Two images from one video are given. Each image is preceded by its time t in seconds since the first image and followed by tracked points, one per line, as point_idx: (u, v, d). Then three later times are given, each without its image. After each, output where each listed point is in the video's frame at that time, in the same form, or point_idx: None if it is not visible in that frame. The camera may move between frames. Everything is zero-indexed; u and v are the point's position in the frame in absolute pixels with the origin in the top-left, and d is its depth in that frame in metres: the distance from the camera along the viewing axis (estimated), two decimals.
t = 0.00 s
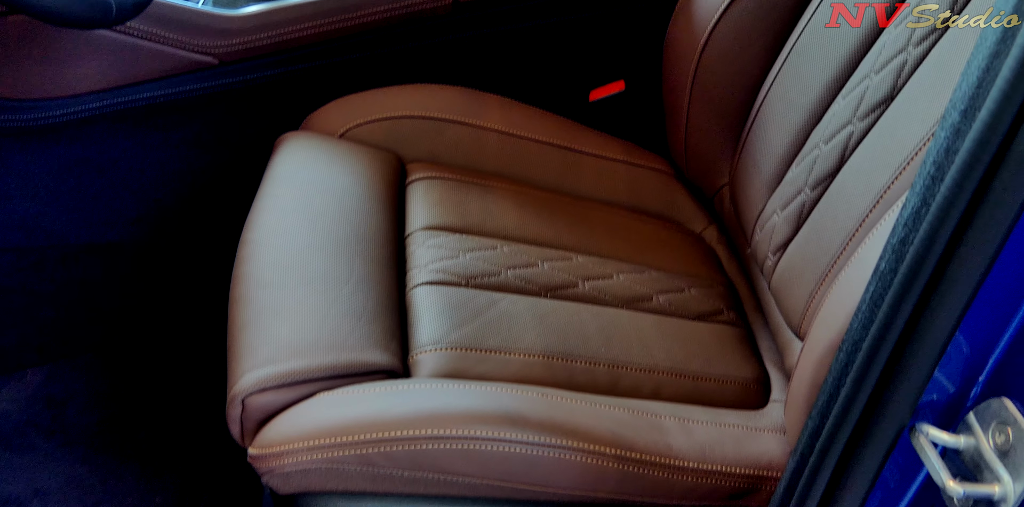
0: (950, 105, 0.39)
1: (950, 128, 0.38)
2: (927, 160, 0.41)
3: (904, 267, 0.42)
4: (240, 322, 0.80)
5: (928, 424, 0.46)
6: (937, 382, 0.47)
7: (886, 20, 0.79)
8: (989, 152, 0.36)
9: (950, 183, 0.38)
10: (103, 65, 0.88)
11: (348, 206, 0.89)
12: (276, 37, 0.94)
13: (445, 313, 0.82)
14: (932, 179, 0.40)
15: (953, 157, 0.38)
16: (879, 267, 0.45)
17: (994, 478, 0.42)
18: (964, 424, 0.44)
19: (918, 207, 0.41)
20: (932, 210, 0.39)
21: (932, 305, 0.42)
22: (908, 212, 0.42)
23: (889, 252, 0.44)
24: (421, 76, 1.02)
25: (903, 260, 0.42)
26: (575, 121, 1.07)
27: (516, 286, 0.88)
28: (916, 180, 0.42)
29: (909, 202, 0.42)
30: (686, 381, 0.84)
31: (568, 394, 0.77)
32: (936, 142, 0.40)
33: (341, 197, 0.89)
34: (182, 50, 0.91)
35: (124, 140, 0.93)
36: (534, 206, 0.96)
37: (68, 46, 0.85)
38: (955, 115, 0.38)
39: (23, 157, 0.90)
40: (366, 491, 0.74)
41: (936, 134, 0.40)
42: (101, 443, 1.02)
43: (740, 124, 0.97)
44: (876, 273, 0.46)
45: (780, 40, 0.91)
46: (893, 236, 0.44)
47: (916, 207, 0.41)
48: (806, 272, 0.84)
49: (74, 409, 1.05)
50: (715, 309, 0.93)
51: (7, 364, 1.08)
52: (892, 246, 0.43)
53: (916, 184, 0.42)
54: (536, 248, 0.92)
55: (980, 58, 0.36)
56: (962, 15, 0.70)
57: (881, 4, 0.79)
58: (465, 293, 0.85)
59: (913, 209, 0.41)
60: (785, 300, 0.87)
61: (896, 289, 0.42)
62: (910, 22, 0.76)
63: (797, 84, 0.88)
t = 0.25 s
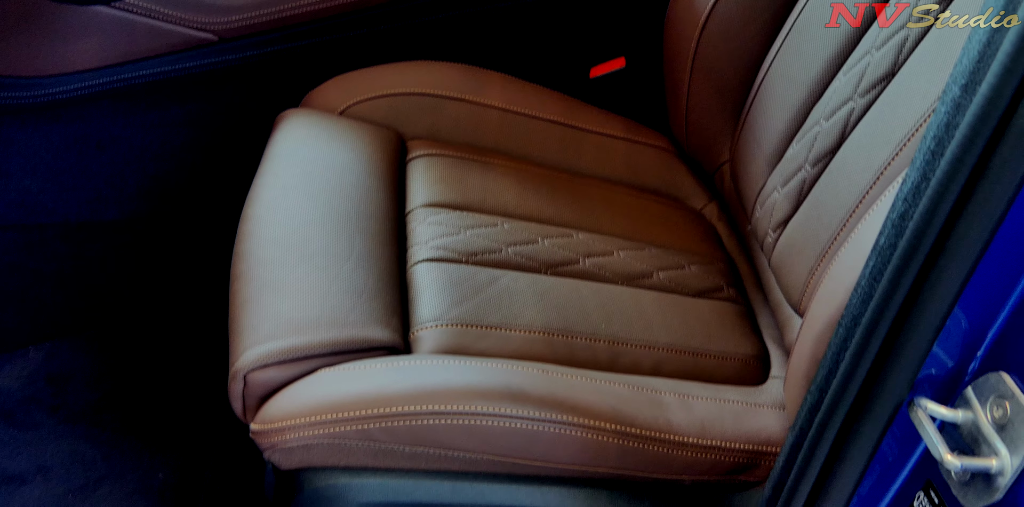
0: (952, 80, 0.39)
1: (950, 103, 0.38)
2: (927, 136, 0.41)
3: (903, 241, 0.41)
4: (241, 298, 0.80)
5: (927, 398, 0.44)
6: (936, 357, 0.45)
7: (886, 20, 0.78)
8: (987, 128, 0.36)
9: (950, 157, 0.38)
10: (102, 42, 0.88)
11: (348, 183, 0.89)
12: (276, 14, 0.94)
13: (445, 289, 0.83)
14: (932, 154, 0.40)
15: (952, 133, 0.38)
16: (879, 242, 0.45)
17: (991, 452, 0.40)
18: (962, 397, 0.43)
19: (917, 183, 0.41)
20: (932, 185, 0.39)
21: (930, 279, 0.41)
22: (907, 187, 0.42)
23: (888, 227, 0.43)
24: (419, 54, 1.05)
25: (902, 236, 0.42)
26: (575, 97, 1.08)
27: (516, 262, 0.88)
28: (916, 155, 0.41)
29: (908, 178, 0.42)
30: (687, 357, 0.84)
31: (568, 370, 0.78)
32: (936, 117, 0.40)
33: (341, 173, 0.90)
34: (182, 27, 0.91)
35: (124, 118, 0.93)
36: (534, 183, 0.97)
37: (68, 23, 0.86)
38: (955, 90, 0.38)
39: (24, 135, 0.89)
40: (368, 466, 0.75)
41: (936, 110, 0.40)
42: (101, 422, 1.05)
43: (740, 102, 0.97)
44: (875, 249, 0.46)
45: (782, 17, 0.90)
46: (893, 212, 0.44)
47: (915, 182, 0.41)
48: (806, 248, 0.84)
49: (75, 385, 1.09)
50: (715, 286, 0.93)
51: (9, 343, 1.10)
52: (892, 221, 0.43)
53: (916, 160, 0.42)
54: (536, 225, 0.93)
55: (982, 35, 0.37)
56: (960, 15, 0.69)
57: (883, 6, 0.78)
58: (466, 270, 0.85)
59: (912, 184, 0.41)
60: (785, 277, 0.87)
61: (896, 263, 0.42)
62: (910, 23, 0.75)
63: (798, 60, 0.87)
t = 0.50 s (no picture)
0: (954, 60, 0.37)
1: (952, 85, 0.36)
2: (929, 117, 0.39)
3: (904, 225, 0.39)
4: (242, 282, 0.80)
5: (926, 381, 0.44)
6: (936, 341, 0.45)
7: (885, 19, 0.77)
8: (988, 111, 0.34)
9: (952, 140, 0.35)
10: (102, 27, 0.88)
11: (348, 167, 0.89)
12: None
13: (447, 274, 0.83)
14: (933, 137, 0.38)
15: (954, 116, 0.36)
16: (879, 225, 0.42)
17: (991, 435, 0.40)
18: (962, 381, 0.42)
19: (918, 165, 0.39)
20: (934, 168, 0.37)
21: (930, 263, 0.39)
22: (908, 170, 0.40)
23: (889, 211, 0.41)
24: (419, 38, 1.05)
25: (903, 220, 0.39)
26: (576, 82, 1.08)
27: (517, 247, 0.88)
28: (918, 138, 0.39)
29: (909, 160, 0.40)
30: (687, 341, 0.85)
31: (569, 355, 0.78)
32: (938, 99, 0.38)
33: (341, 158, 0.90)
34: (181, 12, 0.90)
35: (124, 103, 0.93)
36: (535, 167, 0.97)
37: (67, 8, 0.85)
38: (958, 71, 0.36)
39: (24, 120, 0.89)
40: (369, 450, 0.75)
41: (938, 92, 0.38)
42: (103, 406, 1.06)
43: (741, 87, 0.97)
44: (875, 232, 0.43)
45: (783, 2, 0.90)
46: (894, 196, 0.41)
47: (916, 165, 0.39)
48: (807, 233, 0.84)
49: (79, 370, 1.09)
50: (715, 271, 0.93)
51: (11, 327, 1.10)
52: (892, 205, 0.41)
53: (917, 142, 0.40)
54: (537, 210, 0.93)
55: (981, 16, 0.35)
56: (960, 16, 0.68)
57: (882, 4, 0.77)
58: (467, 255, 0.85)
59: (913, 167, 0.39)
60: (785, 262, 0.87)
61: (896, 247, 0.39)
62: (911, 22, 0.74)
63: (800, 44, 0.87)
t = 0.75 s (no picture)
0: (956, 51, 0.37)
1: (954, 76, 0.36)
2: (931, 108, 0.39)
3: (905, 218, 0.39)
4: (243, 275, 0.80)
5: (927, 373, 0.44)
6: (937, 333, 0.44)
7: (886, 19, 0.77)
8: (990, 102, 0.34)
9: (954, 131, 0.35)
10: (101, 19, 0.87)
11: (349, 159, 0.89)
12: None
13: (447, 266, 0.83)
14: (935, 128, 0.38)
15: (956, 106, 0.36)
16: (880, 216, 0.42)
17: (992, 426, 0.40)
18: (963, 372, 0.42)
19: (919, 156, 0.39)
20: (935, 159, 0.37)
21: (931, 255, 0.39)
22: (909, 161, 0.40)
23: (890, 202, 0.41)
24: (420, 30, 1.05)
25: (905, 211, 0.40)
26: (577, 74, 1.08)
27: (518, 239, 0.88)
28: (919, 129, 0.39)
29: (910, 151, 0.40)
30: (688, 334, 0.85)
31: (570, 347, 0.78)
32: (939, 90, 0.38)
33: (342, 150, 0.90)
34: (182, 4, 0.90)
35: (124, 95, 0.93)
36: (536, 159, 0.97)
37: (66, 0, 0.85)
38: (959, 63, 0.36)
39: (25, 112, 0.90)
40: (370, 442, 0.75)
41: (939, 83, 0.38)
42: (104, 398, 1.06)
43: (741, 80, 0.97)
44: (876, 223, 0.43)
45: None
46: (895, 187, 0.41)
47: (917, 155, 0.39)
48: (808, 225, 0.84)
49: (78, 364, 1.09)
50: (716, 263, 0.93)
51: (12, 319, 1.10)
52: (894, 196, 0.41)
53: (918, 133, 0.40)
54: (538, 202, 0.93)
55: (981, 16, 0.35)
56: (961, 16, 0.68)
57: (882, 4, 0.77)
58: (468, 248, 0.85)
59: (914, 158, 0.39)
60: (786, 254, 0.87)
61: (898, 237, 0.39)
62: (912, 22, 0.74)
63: (801, 36, 0.87)
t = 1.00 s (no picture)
0: (959, 42, 0.37)
1: (957, 68, 0.37)
2: (933, 102, 0.39)
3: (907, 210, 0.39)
4: (246, 267, 0.81)
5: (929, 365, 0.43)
6: (938, 326, 0.44)
7: (885, 18, 0.77)
8: (992, 95, 0.34)
9: (956, 122, 0.35)
10: (103, 13, 0.89)
11: (352, 152, 0.89)
12: None
13: (450, 260, 0.83)
14: (937, 120, 0.38)
15: (958, 99, 0.36)
16: (882, 208, 0.42)
17: (994, 418, 0.40)
18: (964, 364, 0.42)
19: (922, 148, 0.39)
20: (938, 151, 0.37)
21: (933, 248, 0.39)
22: (912, 153, 0.40)
23: (892, 194, 0.41)
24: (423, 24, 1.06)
25: (907, 203, 0.40)
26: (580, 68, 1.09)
27: (520, 233, 0.88)
28: (921, 122, 0.40)
29: (913, 144, 0.40)
30: (690, 327, 0.85)
31: (572, 340, 0.78)
32: (942, 83, 0.38)
33: (345, 143, 0.90)
34: None
35: (126, 88, 0.93)
36: (538, 152, 0.97)
37: None
38: (962, 55, 0.36)
39: (27, 106, 0.89)
40: (372, 435, 0.75)
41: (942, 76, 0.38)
42: (107, 391, 1.06)
43: (743, 73, 0.97)
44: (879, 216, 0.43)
45: None
46: (897, 179, 0.41)
47: (920, 148, 0.39)
48: (810, 218, 0.84)
49: (82, 356, 1.10)
50: (718, 256, 0.93)
51: (16, 312, 1.11)
52: (896, 188, 0.41)
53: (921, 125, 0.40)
54: (540, 196, 0.93)
55: (981, 16, 0.35)
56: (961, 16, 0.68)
57: (883, 4, 0.78)
58: (471, 241, 0.85)
59: (917, 150, 0.39)
60: (788, 247, 0.87)
61: (901, 228, 0.39)
62: (912, 22, 0.74)
63: (802, 30, 0.87)
